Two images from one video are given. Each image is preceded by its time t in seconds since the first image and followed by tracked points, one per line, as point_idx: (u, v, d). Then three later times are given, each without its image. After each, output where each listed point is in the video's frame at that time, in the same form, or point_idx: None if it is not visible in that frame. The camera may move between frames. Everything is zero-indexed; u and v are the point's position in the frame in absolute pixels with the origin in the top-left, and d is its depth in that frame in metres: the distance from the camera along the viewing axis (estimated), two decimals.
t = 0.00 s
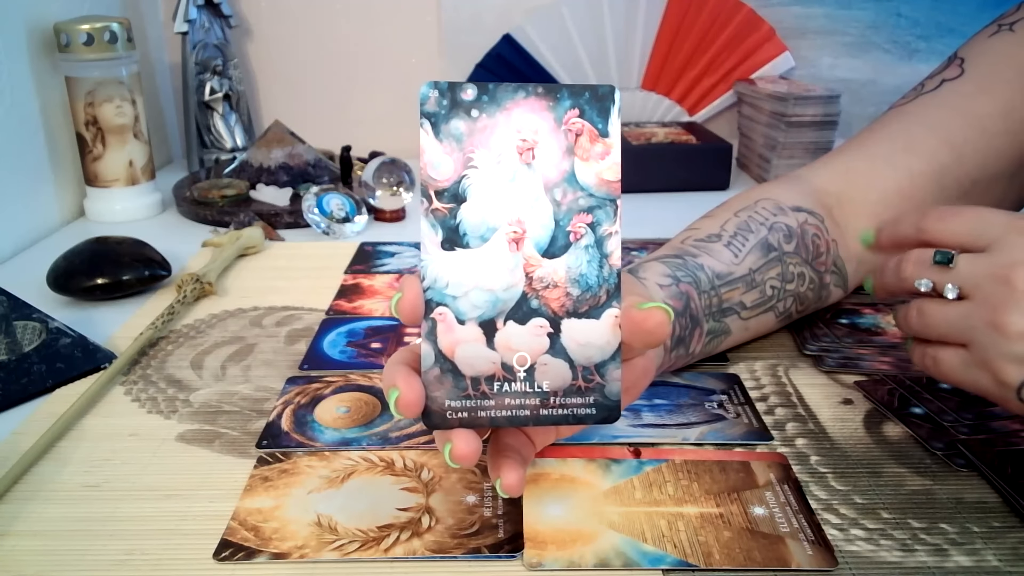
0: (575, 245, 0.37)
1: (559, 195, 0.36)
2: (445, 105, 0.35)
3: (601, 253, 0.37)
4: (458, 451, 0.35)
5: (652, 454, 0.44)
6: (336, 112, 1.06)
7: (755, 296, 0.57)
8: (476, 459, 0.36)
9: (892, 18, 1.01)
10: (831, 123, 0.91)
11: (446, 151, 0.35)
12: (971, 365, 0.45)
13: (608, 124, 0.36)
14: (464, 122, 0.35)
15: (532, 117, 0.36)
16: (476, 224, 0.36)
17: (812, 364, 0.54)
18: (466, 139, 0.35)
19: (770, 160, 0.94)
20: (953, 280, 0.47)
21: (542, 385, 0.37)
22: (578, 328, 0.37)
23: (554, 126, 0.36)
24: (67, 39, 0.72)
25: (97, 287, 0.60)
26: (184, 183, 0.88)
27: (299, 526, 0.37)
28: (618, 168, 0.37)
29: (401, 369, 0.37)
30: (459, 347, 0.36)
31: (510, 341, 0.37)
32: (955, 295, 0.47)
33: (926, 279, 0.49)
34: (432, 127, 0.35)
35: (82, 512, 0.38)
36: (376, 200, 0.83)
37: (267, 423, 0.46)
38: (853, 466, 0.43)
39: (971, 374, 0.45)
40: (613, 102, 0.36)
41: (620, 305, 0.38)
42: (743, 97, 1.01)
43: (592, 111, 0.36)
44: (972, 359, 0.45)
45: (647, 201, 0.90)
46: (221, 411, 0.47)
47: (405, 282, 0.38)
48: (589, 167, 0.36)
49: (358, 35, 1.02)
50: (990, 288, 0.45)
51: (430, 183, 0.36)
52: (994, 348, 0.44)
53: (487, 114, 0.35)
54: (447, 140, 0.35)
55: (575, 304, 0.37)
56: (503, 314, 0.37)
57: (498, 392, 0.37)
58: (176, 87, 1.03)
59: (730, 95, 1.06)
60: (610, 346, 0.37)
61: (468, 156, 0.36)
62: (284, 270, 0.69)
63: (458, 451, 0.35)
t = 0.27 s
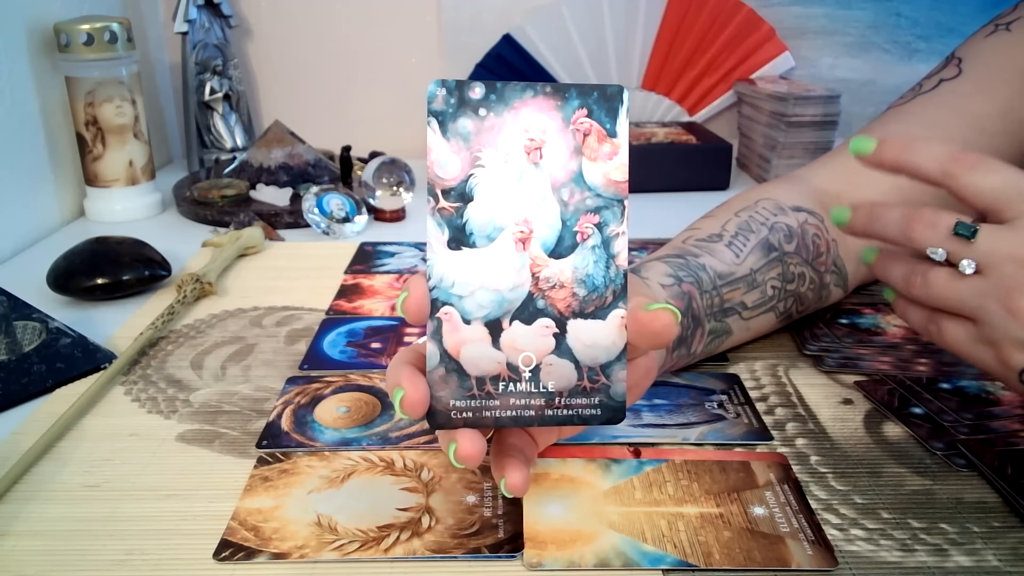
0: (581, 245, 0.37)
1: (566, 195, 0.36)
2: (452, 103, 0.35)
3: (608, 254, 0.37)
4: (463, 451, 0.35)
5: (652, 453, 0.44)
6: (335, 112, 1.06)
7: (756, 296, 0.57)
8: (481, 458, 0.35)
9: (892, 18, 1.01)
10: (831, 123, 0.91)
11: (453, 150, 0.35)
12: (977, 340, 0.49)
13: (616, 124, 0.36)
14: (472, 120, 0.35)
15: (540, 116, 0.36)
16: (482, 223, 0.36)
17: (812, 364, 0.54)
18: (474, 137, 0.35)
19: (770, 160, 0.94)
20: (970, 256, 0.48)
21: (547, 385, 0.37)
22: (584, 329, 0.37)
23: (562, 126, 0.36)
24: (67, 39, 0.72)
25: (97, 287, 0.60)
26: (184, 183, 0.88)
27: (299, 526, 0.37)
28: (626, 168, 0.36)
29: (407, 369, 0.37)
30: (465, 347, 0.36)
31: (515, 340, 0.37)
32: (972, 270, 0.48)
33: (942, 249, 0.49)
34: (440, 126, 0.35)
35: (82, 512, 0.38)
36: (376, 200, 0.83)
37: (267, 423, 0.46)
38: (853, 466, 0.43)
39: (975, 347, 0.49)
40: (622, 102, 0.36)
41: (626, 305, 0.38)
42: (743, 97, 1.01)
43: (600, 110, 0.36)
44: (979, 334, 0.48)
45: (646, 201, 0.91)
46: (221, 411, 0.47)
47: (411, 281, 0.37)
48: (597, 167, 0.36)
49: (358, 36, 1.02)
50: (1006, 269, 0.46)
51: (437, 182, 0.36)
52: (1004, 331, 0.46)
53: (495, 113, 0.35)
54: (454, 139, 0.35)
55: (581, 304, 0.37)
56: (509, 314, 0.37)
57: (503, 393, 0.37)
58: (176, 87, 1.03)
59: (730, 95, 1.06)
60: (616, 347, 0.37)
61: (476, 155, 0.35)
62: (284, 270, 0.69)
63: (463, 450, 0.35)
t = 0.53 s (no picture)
0: (582, 243, 0.37)
1: (568, 193, 0.36)
2: (454, 101, 0.35)
3: (609, 253, 0.37)
4: (463, 448, 0.35)
5: (653, 453, 0.44)
6: (335, 112, 1.06)
7: (757, 296, 0.57)
8: (480, 457, 0.35)
9: (892, 18, 1.01)
10: (831, 123, 0.91)
11: (454, 148, 0.35)
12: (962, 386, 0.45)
13: (618, 123, 0.36)
14: (473, 118, 0.35)
15: (542, 114, 0.36)
16: (484, 221, 0.36)
17: (813, 364, 0.54)
18: (476, 135, 0.35)
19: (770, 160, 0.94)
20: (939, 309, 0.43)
21: (547, 383, 0.37)
22: (584, 328, 0.37)
23: (563, 124, 0.36)
24: (67, 39, 0.72)
25: (97, 287, 0.60)
26: (184, 183, 0.88)
27: (299, 526, 0.37)
28: (627, 167, 0.36)
29: (407, 367, 0.37)
30: (465, 345, 0.36)
31: (516, 339, 0.37)
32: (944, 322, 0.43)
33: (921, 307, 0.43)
34: (441, 124, 0.35)
35: (82, 512, 0.38)
36: (376, 200, 0.83)
37: (267, 423, 0.46)
38: (853, 466, 0.43)
39: (963, 394, 0.45)
40: (624, 101, 0.36)
41: (627, 305, 0.38)
42: (743, 97, 1.01)
43: (602, 109, 0.36)
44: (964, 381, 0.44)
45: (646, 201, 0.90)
46: (221, 411, 0.47)
47: (412, 281, 0.38)
48: (598, 166, 0.36)
49: (358, 35, 1.02)
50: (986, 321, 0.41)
51: (438, 180, 0.36)
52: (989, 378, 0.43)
53: (497, 111, 0.35)
54: (456, 137, 0.35)
55: (582, 303, 0.37)
56: (510, 312, 0.37)
57: (504, 391, 0.37)
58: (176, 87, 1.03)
59: (730, 95, 1.06)
60: (616, 346, 0.37)
61: (477, 153, 0.35)
62: (284, 270, 0.69)
63: (463, 448, 0.35)
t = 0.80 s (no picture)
0: (577, 248, 0.37)
1: (563, 198, 0.36)
2: (449, 106, 0.35)
3: (604, 258, 0.37)
4: (457, 453, 0.35)
5: (652, 454, 0.44)
6: (335, 112, 1.06)
7: (755, 296, 0.57)
8: (475, 460, 0.36)
9: (892, 18, 1.01)
10: (831, 123, 0.91)
11: (450, 153, 0.35)
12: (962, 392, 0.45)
13: (613, 128, 0.36)
14: (469, 124, 0.35)
15: (537, 119, 0.36)
16: (478, 226, 0.36)
17: (812, 364, 0.54)
18: (471, 141, 0.35)
19: (770, 160, 0.94)
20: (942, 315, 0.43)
21: (542, 388, 0.37)
22: (579, 332, 0.37)
23: (558, 129, 0.36)
24: (67, 39, 0.72)
25: (97, 287, 0.60)
26: (184, 183, 0.88)
27: (299, 526, 0.37)
28: (622, 172, 0.36)
29: (403, 371, 0.37)
30: (460, 349, 0.36)
31: (511, 343, 0.37)
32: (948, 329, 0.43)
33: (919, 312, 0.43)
34: (436, 129, 0.35)
35: (82, 512, 0.38)
36: (376, 200, 0.84)
37: (267, 423, 0.46)
38: (852, 466, 0.43)
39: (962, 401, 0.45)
40: (619, 105, 0.36)
41: (622, 309, 0.38)
42: (743, 97, 1.01)
43: (597, 114, 0.36)
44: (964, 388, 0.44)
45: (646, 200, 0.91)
46: (221, 411, 0.47)
47: (408, 284, 0.38)
48: (593, 171, 0.36)
49: (358, 35, 1.02)
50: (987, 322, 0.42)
51: (433, 185, 0.36)
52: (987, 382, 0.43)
53: (492, 116, 0.35)
54: (451, 142, 0.35)
55: (577, 307, 0.37)
56: (504, 316, 0.37)
57: (498, 395, 0.37)
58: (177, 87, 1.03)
59: (730, 95, 1.06)
60: (611, 350, 0.37)
61: (472, 158, 0.35)
62: (284, 270, 0.69)
63: (457, 453, 0.35)
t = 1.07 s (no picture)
0: (581, 249, 0.37)
1: (566, 199, 0.36)
2: (453, 107, 0.35)
3: (607, 259, 0.37)
4: (460, 453, 0.36)
5: (653, 454, 0.44)
6: (335, 112, 1.06)
7: (758, 296, 0.57)
8: (477, 460, 0.36)
9: (892, 18, 1.01)
10: (831, 123, 0.91)
11: (453, 153, 0.35)
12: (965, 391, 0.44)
13: (617, 130, 0.36)
14: (472, 124, 0.35)
15: (541, 120, 0.36)
16: (482, 226, 0.36)
17: (813, 364, 0.54)
18: (474, 141, 0.35)
19: (770, 160, 0.94)
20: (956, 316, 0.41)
21: (545, 389, 0.37)
22: (582, 333, 0.37)
23: (562, 130, 0.36)
24: (67, 39, 0.72)
25: (97, 287, 0.60)
26: (184, 183, 0.88)
27: (299, 526, 0.37)
28: (626, 173, 0.36)
29: (407, 370, 0.37)
30: (463, 349, 0.36)
31: (513, 344, 0.37)
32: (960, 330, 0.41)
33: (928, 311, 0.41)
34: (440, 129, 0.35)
35: (82, 512, 0.38)
36: (376, 200, 0.84)
37: (267, 423, 0.46)
38: (853, 466, 0.43)
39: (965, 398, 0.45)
40: (623, 107, 0.36)
41: (625, 310, 0.38)
42: (743, 97, 1.01)
43: (601, 115, 0.36)
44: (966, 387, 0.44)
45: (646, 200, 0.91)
46: (221, 410, 0.47)
47: (411, 284, 0.38)
48: (597, 172, 0.36)
49: (357, 35, 1.02)
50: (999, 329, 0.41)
51: (437, 185, 0.36)
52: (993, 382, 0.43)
53: (495, 117, 0.35)
54: (455, 142, 0.35)
55: (580, 308, 0.37)
56: (508, 317, 0.37)
57: (501, 396, 0.37)
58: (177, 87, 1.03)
59: (730, 95, 1.06)
60: (614, 351, 0.37)
61: (476, 158, 0.35)
62: (284, 269, 0.69)
63: (459, 453, 0.36)
